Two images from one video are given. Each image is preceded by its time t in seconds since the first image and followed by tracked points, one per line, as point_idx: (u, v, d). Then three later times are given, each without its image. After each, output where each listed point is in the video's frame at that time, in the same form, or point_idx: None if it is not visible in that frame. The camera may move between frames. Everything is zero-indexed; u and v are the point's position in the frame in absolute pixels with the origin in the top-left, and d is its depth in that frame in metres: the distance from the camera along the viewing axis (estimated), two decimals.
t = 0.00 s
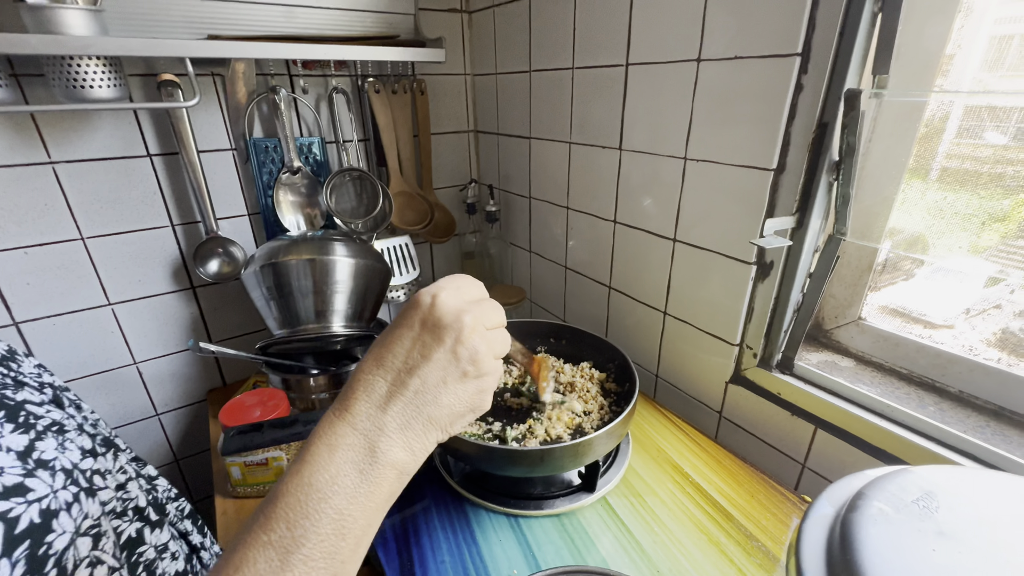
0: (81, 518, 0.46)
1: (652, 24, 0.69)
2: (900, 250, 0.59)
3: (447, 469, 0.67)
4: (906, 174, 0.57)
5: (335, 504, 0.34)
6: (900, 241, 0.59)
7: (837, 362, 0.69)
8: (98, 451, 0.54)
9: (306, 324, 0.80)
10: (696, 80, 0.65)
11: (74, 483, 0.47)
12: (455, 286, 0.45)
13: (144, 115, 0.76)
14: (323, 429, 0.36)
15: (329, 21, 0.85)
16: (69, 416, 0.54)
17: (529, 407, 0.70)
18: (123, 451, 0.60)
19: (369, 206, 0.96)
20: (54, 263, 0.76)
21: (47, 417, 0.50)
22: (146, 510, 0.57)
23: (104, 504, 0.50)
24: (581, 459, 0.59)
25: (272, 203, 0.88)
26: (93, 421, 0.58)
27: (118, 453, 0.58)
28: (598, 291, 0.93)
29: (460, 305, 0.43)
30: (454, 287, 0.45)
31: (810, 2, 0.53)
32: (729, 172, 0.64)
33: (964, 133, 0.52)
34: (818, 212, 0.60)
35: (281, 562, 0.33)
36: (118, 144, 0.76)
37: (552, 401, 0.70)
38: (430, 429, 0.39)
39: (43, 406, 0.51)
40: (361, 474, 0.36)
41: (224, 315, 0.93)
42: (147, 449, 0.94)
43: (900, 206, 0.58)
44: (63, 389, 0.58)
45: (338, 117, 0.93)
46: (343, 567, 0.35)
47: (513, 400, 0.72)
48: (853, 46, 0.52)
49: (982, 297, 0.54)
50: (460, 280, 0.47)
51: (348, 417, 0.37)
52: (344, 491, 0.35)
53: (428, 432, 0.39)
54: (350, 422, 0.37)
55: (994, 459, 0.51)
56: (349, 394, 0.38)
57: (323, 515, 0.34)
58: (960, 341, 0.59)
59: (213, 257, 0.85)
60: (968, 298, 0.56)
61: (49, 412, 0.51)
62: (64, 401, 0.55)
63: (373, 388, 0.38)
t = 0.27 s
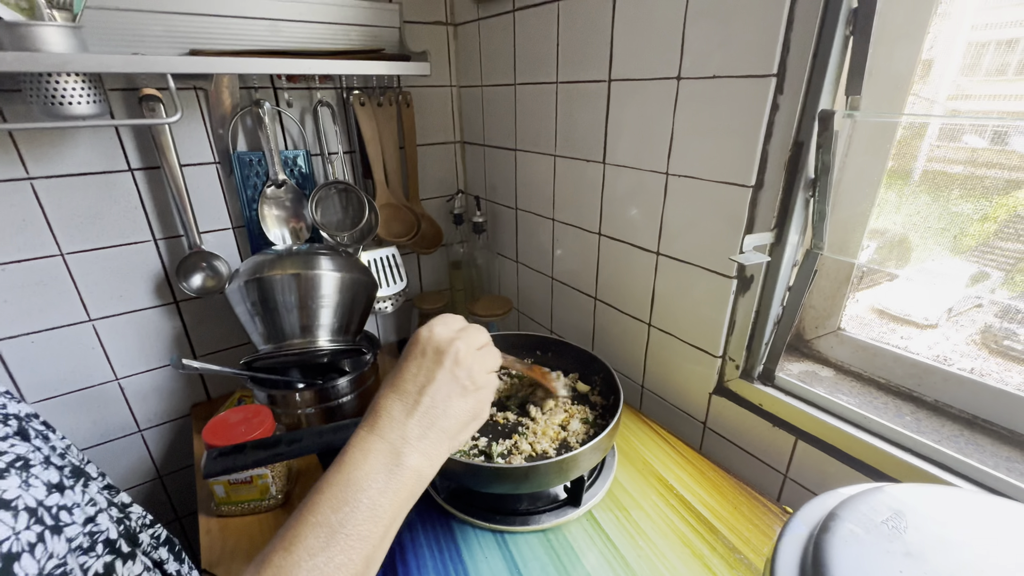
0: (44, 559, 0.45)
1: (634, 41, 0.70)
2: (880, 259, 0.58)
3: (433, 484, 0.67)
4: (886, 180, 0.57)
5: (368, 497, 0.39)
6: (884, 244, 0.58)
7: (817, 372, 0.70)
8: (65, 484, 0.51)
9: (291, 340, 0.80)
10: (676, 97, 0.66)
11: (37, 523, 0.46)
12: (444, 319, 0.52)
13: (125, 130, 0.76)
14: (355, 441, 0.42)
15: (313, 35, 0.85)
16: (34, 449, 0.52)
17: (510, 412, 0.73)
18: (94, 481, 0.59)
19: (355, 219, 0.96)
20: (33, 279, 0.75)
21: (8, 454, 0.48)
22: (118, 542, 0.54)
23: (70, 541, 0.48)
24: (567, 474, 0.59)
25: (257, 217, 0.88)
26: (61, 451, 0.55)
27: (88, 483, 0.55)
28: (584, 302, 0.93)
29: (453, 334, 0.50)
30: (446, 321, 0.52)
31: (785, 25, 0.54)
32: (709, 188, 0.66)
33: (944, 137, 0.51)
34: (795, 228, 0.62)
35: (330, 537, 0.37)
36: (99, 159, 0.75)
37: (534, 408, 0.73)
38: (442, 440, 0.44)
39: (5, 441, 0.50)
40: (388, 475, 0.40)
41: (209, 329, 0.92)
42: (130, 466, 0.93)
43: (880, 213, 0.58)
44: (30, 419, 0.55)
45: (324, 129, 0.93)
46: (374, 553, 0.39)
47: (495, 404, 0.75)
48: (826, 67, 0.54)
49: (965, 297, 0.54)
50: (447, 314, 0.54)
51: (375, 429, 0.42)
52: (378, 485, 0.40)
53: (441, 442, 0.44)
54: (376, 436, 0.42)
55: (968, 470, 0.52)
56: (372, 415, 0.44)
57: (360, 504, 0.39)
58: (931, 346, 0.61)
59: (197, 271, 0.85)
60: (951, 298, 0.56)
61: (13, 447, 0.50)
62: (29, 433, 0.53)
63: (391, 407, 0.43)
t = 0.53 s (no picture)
0: (26, 554, 0.50)
1: (622, 36, 0.70)
2: (869, 254, 0.59)
3: (424, 480, 0.67)
4: (873, 176, 0.58)
5: (239, 518, 0.37)
6: (871, 241, 0.59)
7: (805, 364, 0.71)
8: (48, 482, 0.56)
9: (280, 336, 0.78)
10: (665, 92, 0.67)
11: (19, 519, 0.51)
12: (341, 289, 0.48)
13: (110, 125, 0.75)
14: (221, 445, 0.38)
15: (301, 30, 0.84)
16: (18, 447, 0.55)
17: (488, 403, 0.74)
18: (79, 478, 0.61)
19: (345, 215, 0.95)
20: (14, 277, 0.74)
21: None
22: (102, 540, 0.59)
23: (53, 537, 0.54)
24: (559, 467, 0.59)
25: (245, 213, 0.87)
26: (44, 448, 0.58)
27: (72, 480, 0.59)
28: (575, 298, 0.94)
29: (348, 308, 0.46)
30: (340, 290, 0.48)
31: (772, 18, 0.54)
32: (698, 181, 0.66)
33: (930, 135, 0.52)
34: (784, 220, 0.62)
35: None
36: (82, 154, 0.74)
37: (511, 402, 0.73)
38: (331, 431, 0.43)
39: None
40: (266, 485, 0.38)
41: (196, 328, 0.91)
42: (116, 467, 0.91)
43: (866, 208, 0.59)
44: (12, 416, 0.57)
45: (312, 125, 0.93)
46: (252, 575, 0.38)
47: (472, 395, 0.75)
48: (813, 60, 0.54)
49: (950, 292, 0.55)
50: (345, 282, 0.49)
51: (247, 432, 0.39)
52: (250, 502, 0.37)
53: (332, 434, 0.43)
54: (250, 436, 0.38)
55: (952, 458, 0.53)
56: (244, 408, 0.40)
57: (227, 531, 0.36)
58: (917, 337, 0.62)
59: (184, 268, 0.84)
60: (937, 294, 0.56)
61: None
62: (10, 430, 0.55)
63: (270, 402, 0.40)
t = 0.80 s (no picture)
0: None
1: (609, 36, 0.70)
2: (853, 254, 0.59)
3: (412, 481, 0.66)
4: (856, 176, 0.58)
5: (275, 556, 0.40)
6: (857, 240, 0.59)
7: (791, 362, 0.72)
8: (18, 493, 0.53)
9: (267, 338, 0.77)
10: (652, 92, 0.67)
11: None
12: (399, 342, 0.48)
13: (89, 123, 0.73)
14: (270, 482, 0.42)
15: (287, 27, 0.83)
16: None
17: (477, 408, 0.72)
18: (53, 488, 0.60)
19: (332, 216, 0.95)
20: None
21: None
22: (76, 552, 0.56)
23: (22, 552, 0.50)
24: (547, 467, 0.59)
25: (230, 213, 0.86)
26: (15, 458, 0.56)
27: (45, 490, 0.57)
28: (564, 297, 0.94)
29: (402, 368, 0.46)
30: (400, 343, 0.48)
31: (756, 19, 0.55)
32: (685, 181, 0.66)
33: (913, 136, 0.53)
34: (769, 220, 0.63)
35: None
36: (61, 153, 0.72)
37: (498, 410, 0.71)
38: (368, 484, 0.44)
39: None
40: (303, 526, 0.41)
41: (180, 330, 0.89)
42: (99, 472, 0.90)
43: (850, 207, 0.59)
44: None
45: (298, 124, 0.92)
46: None
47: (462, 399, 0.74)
48: (797, 60, 0.54)
49: (934, 290, 0.55)
50: (407, 334, 0.49)
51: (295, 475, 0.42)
52: (285, 543, 0.40)
53: (369, 489, 0.45)
54: (296, 478, 0.42)
55: (933, 453, 0.54)
56: (294, 451, 0.43)
57: (263, 565, 0.39)
58: (898, 333, 0.63)
59: (167, 269, 0.83)
60: (921, 292, 0.57)
61: None
62: None
63: (316, 449, 0.43)
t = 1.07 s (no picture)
0: None
1: (603, 36, 0.71)
2: (846, 251, 0.61)
3: (409, 479, 0.67)
4: (847, 175, 0.59)
5: None
6: (848, 238, 0.60)
7: (784, 358, 0.72)
8: (12, 497, 0.53)
9: (261, 337, 0.77)
10: (645, 91, 0.68)
11: None
12: (347, 355, 0.48)
13: (81, 122, 0.73)
14: (226, 509, 0.42)
15: (280, 26, 0.83)
16: None
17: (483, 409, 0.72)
18: (49, 490, 0.60)
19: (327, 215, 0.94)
20: None
21: None
22: (71, 556, 0.56)
23: (15, 557, 0.50)
24: (543, 464, 0.59)
25: (224, 213, 0.86)
26: (10, 461, 0.56)
27: (39, 493, 0.57)
28: (559, 295, 0.94)
29: (348, 377, 0.46)
30: (348, 356, 0.48)
31: (748, 19, 0.55)
32: (679, 179, 0.67)
33: (903, 135, 0.54)
34: (761, 218, 0.64)
35: None
36: (53, 153, 0.72)
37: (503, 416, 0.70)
38: (327, 502, 0.44)
39: None
40: (258, 549, 0.41)
41: (175, 330, 0.89)
42: (93, 473, 0.89)
43: (840, 206, 0.60)
44: None
45: (293, 124, 0.91)
46: None
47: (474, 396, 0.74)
48: (788, 59, 0.55)
49: (925, 285, 0.56)
50: (361, 347, 0.50)
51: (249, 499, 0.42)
52: (239, 567, 0.39)
53: (325, 503, 0.44)
54: (251, 502, 0.42)
55: (923, 446, 0.55)
56: (252, 476, 0.44)
57: None
58: (888, 330, 0.63)
59: (160, 269, 0.82)
60: (911, 288, 0.57)
61: None
62: None
63: (269, 470, 0.43)
